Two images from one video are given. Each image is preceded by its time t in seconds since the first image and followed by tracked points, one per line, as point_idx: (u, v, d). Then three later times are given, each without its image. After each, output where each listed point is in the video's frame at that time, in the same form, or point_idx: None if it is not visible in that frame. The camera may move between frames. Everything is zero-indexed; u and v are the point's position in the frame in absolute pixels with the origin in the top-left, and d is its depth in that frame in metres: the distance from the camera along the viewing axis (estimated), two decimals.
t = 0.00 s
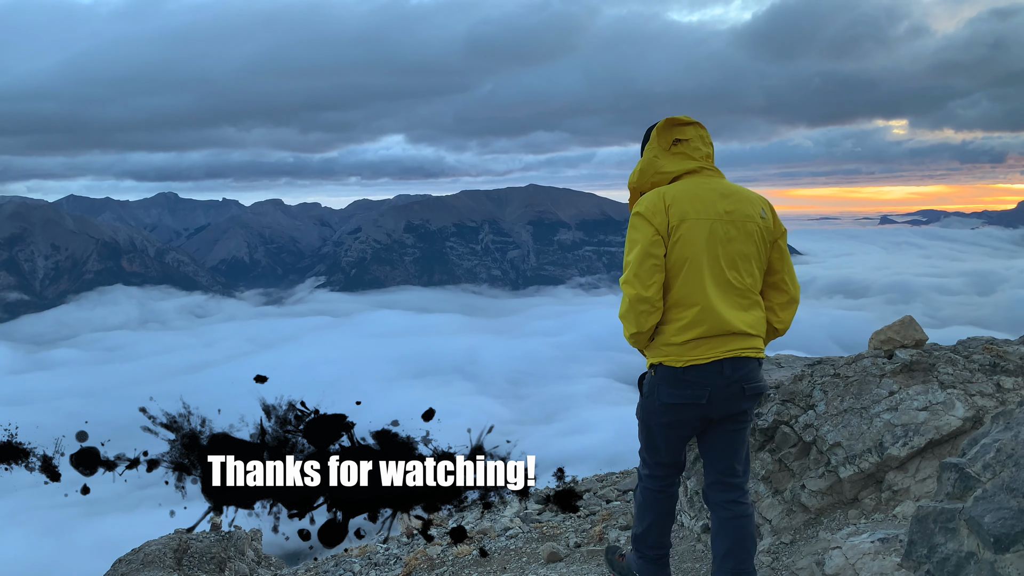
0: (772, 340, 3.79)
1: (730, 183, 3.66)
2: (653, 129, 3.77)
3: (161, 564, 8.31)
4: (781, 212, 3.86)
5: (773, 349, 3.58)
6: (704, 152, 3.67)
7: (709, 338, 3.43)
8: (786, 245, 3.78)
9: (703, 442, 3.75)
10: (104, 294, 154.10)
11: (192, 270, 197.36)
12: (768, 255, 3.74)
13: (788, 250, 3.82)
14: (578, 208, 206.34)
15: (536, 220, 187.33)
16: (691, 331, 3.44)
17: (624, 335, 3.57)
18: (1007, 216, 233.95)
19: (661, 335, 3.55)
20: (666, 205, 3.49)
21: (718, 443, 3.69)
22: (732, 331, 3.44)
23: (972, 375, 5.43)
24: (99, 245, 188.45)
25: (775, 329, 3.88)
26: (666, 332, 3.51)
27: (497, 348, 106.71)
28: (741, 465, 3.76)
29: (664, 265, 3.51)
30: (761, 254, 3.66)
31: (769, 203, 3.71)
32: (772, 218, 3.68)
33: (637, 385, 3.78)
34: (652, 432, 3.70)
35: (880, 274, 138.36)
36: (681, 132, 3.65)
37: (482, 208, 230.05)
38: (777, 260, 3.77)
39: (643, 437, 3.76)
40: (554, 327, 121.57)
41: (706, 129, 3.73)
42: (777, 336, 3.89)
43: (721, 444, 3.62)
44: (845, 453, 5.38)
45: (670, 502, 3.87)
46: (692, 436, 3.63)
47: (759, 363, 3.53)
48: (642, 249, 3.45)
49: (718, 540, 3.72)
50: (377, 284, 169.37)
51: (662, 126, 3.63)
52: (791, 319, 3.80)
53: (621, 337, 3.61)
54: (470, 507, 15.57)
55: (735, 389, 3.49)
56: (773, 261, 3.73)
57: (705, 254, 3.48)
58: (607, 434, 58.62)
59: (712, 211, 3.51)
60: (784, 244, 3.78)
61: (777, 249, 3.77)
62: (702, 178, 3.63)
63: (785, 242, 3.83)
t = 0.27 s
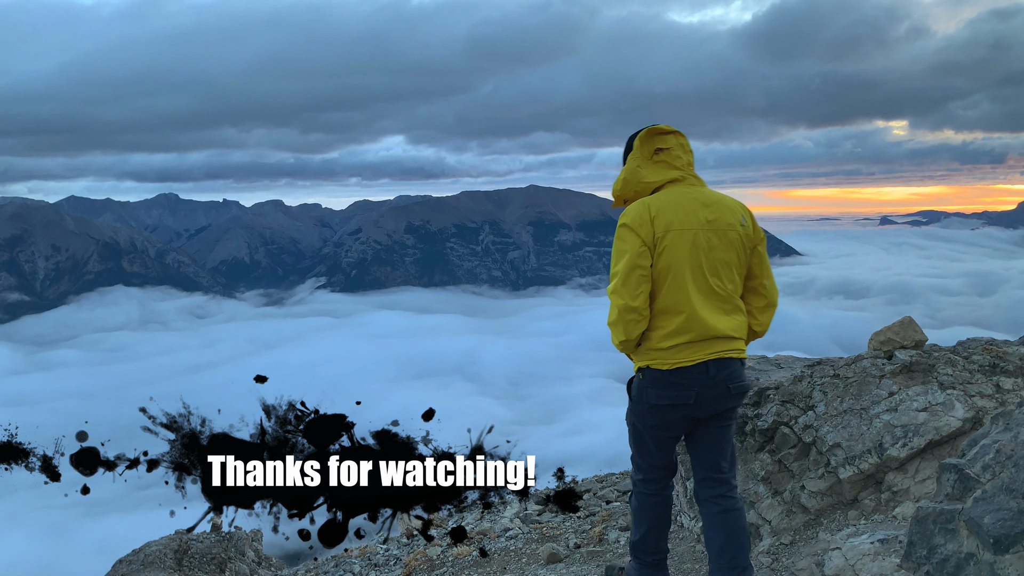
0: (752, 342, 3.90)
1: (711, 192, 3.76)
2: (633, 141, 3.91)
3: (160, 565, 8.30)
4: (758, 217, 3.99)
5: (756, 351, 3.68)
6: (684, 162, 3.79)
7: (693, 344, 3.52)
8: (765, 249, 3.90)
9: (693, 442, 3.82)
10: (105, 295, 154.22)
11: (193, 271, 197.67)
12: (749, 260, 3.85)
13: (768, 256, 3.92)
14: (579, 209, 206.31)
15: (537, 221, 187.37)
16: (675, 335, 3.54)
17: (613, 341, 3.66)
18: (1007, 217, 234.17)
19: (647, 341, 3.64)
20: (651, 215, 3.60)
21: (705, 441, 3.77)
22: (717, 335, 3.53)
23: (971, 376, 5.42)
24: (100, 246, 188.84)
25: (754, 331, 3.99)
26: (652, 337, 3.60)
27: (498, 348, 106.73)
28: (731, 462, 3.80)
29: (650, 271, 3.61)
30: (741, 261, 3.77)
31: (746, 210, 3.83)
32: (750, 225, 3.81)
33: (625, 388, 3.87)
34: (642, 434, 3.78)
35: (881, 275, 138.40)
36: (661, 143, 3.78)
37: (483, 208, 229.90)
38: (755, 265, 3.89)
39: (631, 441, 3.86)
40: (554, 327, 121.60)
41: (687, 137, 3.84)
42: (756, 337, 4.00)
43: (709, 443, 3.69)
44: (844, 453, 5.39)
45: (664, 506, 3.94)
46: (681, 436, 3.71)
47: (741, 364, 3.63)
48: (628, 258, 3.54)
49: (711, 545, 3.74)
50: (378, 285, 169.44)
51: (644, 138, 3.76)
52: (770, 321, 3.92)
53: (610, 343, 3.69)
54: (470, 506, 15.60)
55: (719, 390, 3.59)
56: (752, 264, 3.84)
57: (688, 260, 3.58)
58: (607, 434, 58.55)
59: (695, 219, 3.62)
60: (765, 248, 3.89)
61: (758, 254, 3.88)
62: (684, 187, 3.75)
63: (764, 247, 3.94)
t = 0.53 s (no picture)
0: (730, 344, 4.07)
1: (690, 197, 3.91)
2: (613, 151, 4.08)
3: (161, 566, 8.36)
4: (735, 223, 4.14)
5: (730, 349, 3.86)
6: (661, 170, 3.96)
7: (674, 345, 3.67)
8: (742, 253, 4.08)
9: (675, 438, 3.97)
10: (105, 296, 154.21)
11: (193, 271, 197.77)
12: (726, 265, 4.02)
13: (744, 261, 4.12)
14: (579, 208, 205.89)
15: (537, 221, 187.15)
16: (658, 336, 3.68)
17: (596, 342, 3.80)
18: (1006, 217, 234.44)
19: (631, 339, 3.78)
20: (631, 221, 3.75)
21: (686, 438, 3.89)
22: (693, 335, 3.69)
23: (970, 376, 5.43)
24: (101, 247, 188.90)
25: (732, 333, 4.18)
26: (636, 338, 3.74)
27: (498, 349, 106.54)
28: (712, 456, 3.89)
29: (631, 275, 3.77)
30: (718, 263, 3.94)
31: (725, 217, 3.98)
32: (730, 232, 3.96)
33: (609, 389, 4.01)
34: (626, 432, 3.88)
35: (881, 275, 138.42)
36: (641, 151, 3.93)
37: (483, 209, 229.41)
38: (734, 268, 4.05)
39: (614, 441, 4.01)
40: (555, 327, 121.39)
41: (664, 145, 4.01)
42: (735, 337, 4.19)
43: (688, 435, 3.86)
44: (843, 454, 5.39)
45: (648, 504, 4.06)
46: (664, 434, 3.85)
47: (718, 365, 3.79)
48: (610, 261, 3.69)
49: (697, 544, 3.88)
50: (378, 285, 169.26)
51: (622, 147, 3.93)
52: (747, 323, 4.12)
53: (592, 344, 3.84)
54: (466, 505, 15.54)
55: (698, 391, 3.73)
56: (730, 268, 4.00)
57: (667, 264, 3.75)
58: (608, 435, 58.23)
59: (672, 224, 3.76)
60: (740, 253, 4.06)
61: (735, 258, 4.06)
62: (664, 193, 3.91)
63: (741, 250, 4.12)
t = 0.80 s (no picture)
0: (710, 342, 4.44)
1: (671, 200, 4.23)
2: (598, 159, 4.40)
3: (161, 565, 8.37)
4: (715, 227, 4.50)
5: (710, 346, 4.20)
6: (644, 177, 4.29)
7: (657, 343, 3.98)
8: (722, 257, 4.43)
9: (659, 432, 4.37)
10: (105, 297, 154.15)
11: (193, 272, 197.77)
12: (706, 268, 4.40)
13: (724, 265, 4.48)
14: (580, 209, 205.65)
15: (537, 221, 186.95)
16: (641, 334, 3.98)
17: (583, 341, 4.08)
18: (1006, 216, 234.28)
19: (618, 339, 4.07)
20: (617, 223, 4.05)
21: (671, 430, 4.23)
22: (676, 334, 3.99)
23: (971, 375, 5.42)
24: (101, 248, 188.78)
25: (715, 332, 4.54)
26: (622, 337, 4.03)
27: (498, 349, 106.38)
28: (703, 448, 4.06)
29: (617, 275, 4.05)
30: (697, 265, 4.27)
31: (704, 220, 4.38)
32: (709, 235, 4.34)
33: (596, 386, 4.28)
34: (612, 429, 4.18)
35: (881, 275, 138.24)
36: (625, 158, 4.28)
37: (483, 209, 229.03)
38: (714, 269, 4.43)
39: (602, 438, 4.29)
40: (555, 328, 121.26)
41: (648, 153, 4.32)
42: (716, 336, 4.56)
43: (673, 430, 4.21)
44: (843, 454, 5.39)
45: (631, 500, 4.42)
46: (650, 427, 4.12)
47: (698, 364, 4.13)
48: (598, 262, 3.97)
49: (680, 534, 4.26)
50: (378, 286, 169.22)
51: (608, 154, 4.25)
52: (728, 324, 4.48)
53: (579, 342, 4.13)
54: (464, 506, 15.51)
55: (680, 387, 4.09)
56: (711, 270, 4.37)
57: (652, 265, 4.05)
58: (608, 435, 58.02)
59: (656, 227, 4.05)
60: (721, 254, 4.40)
61: (715, 261, 4.42)
62: (648, 198, 4.22)
63: (721, 253, 4.48)
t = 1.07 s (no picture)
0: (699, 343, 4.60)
1: (661, 204, 4.43)
2: (592, 162, 4.58)
3: (162, 566, 8.34)
4: (706, 231, 4.67)
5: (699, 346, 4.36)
6: (636, 179, 4.48)
7: (647, 341, 4.14)
8: (711, 258, 4.62)
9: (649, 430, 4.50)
10: (106, 297, 154.26)
11: (193, 272, 197.73)
12: (697, 267, 4.57)
13: (715, 265, 4.64)
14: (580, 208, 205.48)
15: (537, 221, 186.83)
16: (629, 334, 4.15)
17: (576, 339, 4.24)
18: (1007, 215, 233.91)
19: (608, 338, 4.24)
20: (608, 226, 4.23)
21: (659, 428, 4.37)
22: (666, 335, 4.16)
23: (972, 375, 5.42)
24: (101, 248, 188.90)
25: (705, 332, 4.71)
26: (612, 335, 4.20)
27: (498, 349, 106.35)
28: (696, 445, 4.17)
29: (608, 275, 4.22)
30: (687, 265, 4.44)
31: (695, 223, 4.56)
32: (699, 238, 4.52)
33: (588, 384, 4.46)
34: (604, 425, 4.34)
35: (882, 275, 138.06)
36: (617, 161, 4.46)
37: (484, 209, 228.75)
38: (704, 272, 4.59)
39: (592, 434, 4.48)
40: (555, 327, 121.21)
41: (640, 157, 4.51)
42: (706, 337, 4.73)
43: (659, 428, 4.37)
44: (844, 453, 5.39)
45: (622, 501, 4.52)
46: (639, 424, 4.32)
47: (688, 363, 4.28)
48: (589, 261, 4.16)
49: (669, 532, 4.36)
50: (379, 285, 169.25)
51: (600, 157, 4.44)
52: (717, 323, 4.65)
53: (571, 342, 4.30)
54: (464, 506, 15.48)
55: (668, 388, 4.25)
56: (700, 271, 4.56)
57: (640, 265, 4.22)
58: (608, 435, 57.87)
59: (646, 229, 4.24)
60: (709, 257, 4.59)
61: (705, 263, 4.60)
62: (639, 201, 4.41)
63: (711, 254, 4.66)
